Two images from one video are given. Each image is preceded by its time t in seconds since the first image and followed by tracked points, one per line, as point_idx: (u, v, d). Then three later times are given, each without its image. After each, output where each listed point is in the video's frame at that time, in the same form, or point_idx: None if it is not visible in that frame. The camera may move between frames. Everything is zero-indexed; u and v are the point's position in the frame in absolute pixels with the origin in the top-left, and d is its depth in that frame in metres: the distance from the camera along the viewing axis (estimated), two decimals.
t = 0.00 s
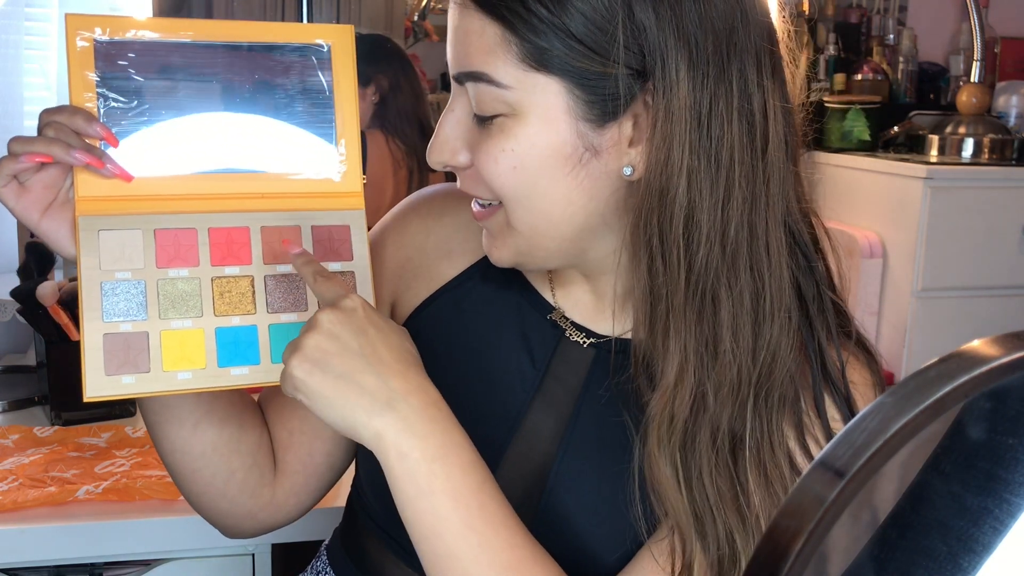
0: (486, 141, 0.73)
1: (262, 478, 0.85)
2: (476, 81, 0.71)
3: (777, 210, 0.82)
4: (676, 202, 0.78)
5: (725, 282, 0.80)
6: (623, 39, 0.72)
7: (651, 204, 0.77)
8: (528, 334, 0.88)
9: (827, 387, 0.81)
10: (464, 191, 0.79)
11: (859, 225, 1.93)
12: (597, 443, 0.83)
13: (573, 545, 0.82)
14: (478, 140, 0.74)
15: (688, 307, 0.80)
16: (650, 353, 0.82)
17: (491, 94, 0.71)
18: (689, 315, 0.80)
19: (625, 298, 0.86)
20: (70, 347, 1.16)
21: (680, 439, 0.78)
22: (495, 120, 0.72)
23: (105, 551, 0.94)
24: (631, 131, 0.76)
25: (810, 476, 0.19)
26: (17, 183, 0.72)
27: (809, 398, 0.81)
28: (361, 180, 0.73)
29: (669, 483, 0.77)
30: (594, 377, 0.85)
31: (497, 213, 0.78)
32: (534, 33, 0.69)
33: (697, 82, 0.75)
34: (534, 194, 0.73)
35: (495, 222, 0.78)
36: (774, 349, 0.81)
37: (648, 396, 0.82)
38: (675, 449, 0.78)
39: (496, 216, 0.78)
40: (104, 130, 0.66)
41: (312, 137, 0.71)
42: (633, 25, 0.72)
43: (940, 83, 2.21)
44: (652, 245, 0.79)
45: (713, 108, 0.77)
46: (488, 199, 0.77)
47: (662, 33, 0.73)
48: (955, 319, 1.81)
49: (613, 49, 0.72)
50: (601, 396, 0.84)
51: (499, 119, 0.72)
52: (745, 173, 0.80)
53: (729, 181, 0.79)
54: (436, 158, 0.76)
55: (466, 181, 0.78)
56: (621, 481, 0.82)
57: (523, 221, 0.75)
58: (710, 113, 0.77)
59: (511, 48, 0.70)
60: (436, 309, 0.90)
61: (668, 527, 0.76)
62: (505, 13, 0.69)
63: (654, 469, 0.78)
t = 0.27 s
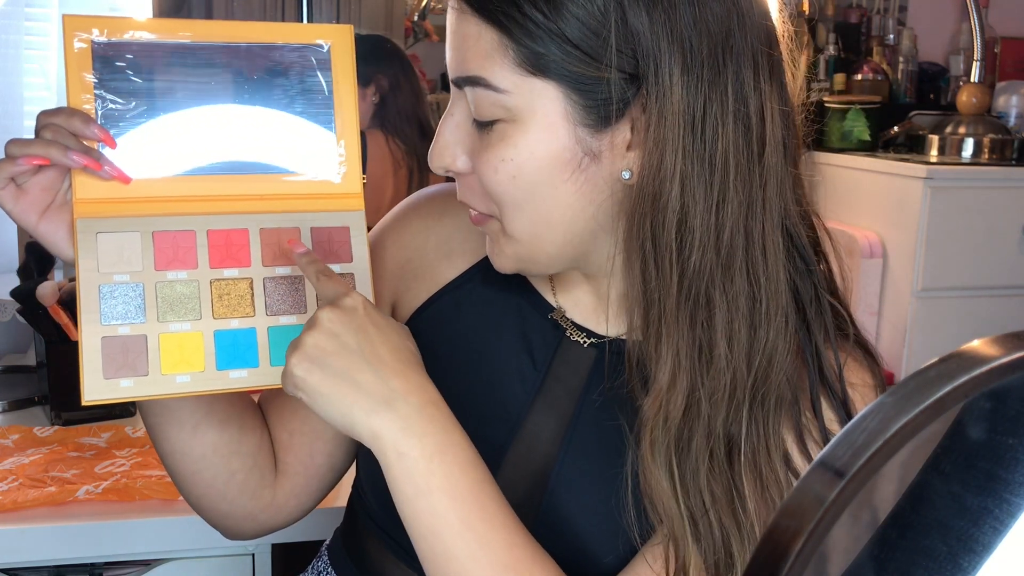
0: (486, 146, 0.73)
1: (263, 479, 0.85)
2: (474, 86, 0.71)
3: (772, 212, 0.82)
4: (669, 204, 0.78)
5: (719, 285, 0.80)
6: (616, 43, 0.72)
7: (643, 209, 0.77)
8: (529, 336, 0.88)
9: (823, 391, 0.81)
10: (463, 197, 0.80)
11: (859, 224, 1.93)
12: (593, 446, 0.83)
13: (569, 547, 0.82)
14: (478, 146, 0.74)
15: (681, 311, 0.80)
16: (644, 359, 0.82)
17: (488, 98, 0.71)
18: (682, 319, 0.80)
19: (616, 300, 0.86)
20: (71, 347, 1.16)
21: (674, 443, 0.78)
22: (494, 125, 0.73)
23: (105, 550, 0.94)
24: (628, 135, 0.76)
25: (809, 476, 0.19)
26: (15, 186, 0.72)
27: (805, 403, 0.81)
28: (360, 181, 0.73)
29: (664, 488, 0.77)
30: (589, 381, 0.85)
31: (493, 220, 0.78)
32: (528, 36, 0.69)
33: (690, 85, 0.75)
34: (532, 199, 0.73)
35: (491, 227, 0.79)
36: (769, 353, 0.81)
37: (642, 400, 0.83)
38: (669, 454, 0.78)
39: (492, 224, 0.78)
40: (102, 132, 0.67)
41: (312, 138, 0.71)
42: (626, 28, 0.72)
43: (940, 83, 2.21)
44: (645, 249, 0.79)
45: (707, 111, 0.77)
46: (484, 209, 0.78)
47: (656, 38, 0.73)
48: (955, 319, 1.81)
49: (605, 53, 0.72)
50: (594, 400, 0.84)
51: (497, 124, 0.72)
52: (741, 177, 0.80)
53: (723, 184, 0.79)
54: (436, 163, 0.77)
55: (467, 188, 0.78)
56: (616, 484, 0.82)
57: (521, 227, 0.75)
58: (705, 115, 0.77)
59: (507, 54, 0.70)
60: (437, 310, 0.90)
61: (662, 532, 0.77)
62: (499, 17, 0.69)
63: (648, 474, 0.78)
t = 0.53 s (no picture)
0: (491, 132, 0.72)
1: (261, 481, 0.85)
2: (483, 67, 0.71)
3: (782, 215, 0.83)
4: (682, 204, 0.79)
5: (731, 284, 0.81)
6: (635, 34, 0.72)
7: (659, 208, 0.78)
8: (527, 340, 0.88)
9: (822, 396, 0.81)
10: (461, 182, 0.79)
11: (859, 224, 1.93)
12: (600, 445, 0.83)
13: (570, 544, 0.82)
14: (480, 131, 0.74)
15: (694, 309, 0.81)
16: (655, 356, 0.82)
17: (498, 83, 0.71)
18: (695, 315, 0.81)
19: (626, 298, 0.86)
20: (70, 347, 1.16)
21: (686, 441, 0.79)
22: (500, 110, 0.72)
23: (105, 551, 0.94)
24: (637, 130, 0.76)
25: (809, 476, 0.19)
26: (9, 194, 0.72)
27: (805, 405, 0.81)
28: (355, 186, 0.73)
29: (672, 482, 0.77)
30: (597, 378, 0.85)
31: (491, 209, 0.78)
32: (545, 23, 0.69)
33: (706, 78, 0.75)
34: (536, 188, 0.73)
35: (490, 216, 0.78)
36: (778, 353, 0.81)
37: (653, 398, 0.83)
38: (680, 452, 0.78)
39: (489, 213, 0.78)
40: (94, 138, 0.66)
41: (307, 142, 0.71)
42: (644, 18, 0.71)
43: (940, 83, 2.21)
44: (656, 245, 0.79)
45: (722, 109, 0.77)
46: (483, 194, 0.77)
47: (673, 29, 0.73)
48: (956, 319, 1.81)
49: (622, 43, 0.72)
50: (603, 397, 0.85)
51: (504, 109, 0.72)
52: (751, 177, 0.80)
53: (736, 184, 0.80)
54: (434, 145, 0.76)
55: (464, 173, 0.77)
56: (621, 482, 0.83)
57: (523, 216, 0.74)
58: (719, 114, 0.77)
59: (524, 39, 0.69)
60: (435, 312, 0.90)
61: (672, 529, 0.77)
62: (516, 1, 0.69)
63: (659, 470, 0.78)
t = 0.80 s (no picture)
0: (499, 128, 0.72)
1: (258, 481, 0.85)
2: (493, 62, 0.70)
3: (789, 216, 0.83)
4: (692, 202, 0.79)
5: (738, 283, 0.81)
6: (647, 32, 0.72)
7: (669, 207, 0.78)
8: (523, 339, 0.88)
9: (818, 395, 0.81)
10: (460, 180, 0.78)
11: (859, 225, 1.93)
12: (598, 443, 0.84)
13: (568, 540, 0.82)
14: (487, 127, 0.73)
15: (701, 308, 0.81)
16: (658, 355, 0.82)
17: (508, 78, 0.70)
18: (702, 313, 0.81)
19: (632, 295, 0.86)
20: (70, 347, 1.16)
21: (690, 440, 0.79)
22: (507, 106, 0.72)
23: (104, 550, 0.94)
24: (646, 127, 0.76)
25: (809, 476, 0.19)
26: (6, 193, 0.72)
27: (801, 404, 0.81)
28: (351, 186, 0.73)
29: (672, 480, 0.77)
30: (599, 375, 0.85)
31: (491, 203, 0.77)
32: (558, 19, 0.69)
33: (718, 76, 0.76)
34: (541, 184, 0.73)
35: (490, 211, 0.77)
36: (782, 354, 0.81)
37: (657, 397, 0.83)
38: (682, 450, 0.78)
39: (489, 206, 0.77)
40: (91, 138, 0.66)
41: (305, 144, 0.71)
42: (658, 16, 0.72)
43: (940, 83, 2.21)
44: (665, 242, 0.79)
45: (732, 107, 0.77)
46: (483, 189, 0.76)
47: (685, 26, 0.73)
48: (956, 319, 1.81)
49: (635, 41, 0.72)
50: (607, 395, 0.85)
51: (512, 105, 0.71)
52: (759, 177, 0.81)
53: (745, 184, 0.80)
54: (437, 142, 0.75)
55: (464, 170, 0.76)
56: (622, 478, 0.83)
57: (523, 212, 0.74)
58: (729, 113, 0.77)
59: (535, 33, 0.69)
60: (431, 313, 0.90)
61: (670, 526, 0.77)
62: None
63: (658, 469, 0.78)
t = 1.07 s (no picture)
0: (501, 130, 0.72)
1: (257, 482, 0.85)
2: (495, 64, 0.70)
3: (791, 215, 0.83)
4: (696, 201, 0.79)
5: (741, 282, 0.81)
6: (650, 32, 0.72)
7: (674, 207, 0.78)
8: (522, 339, 0.88)
9: (816, 394, 0.82)
10: (456, 183, 0.78)
11: (859, 225, 1.93)
12: (598, 443, 0.84)
13: (569, 537, 0.82)
14: (489, 130, 0.73)
15: (705, 307, 0.81)
16: (660, 354, 0.82)
17: (511, 80, 0.70)
18: (706, 312, 0.81)
19: (634, 294, 0.87)
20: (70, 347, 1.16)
21: (694, 441, 0.79)
22: (510, 107, 0.71)
23: (104, 550, 0.94)
24: (650, 126, 0.76)
25: (810, 476, 0.19)
26: (4, 196, 0.72)
27: (801, 404, 0.82)
28: (349, 187, 0.73)
29: (676, 479, 0.77)
30: (600, 374, 0.86)
31: (489, 206, 0.76)
32: (563, 19, 0.69)
33: (721, 76, 0.76)
34: (544, 186, 0.72)
35: (489, 213, 0.77)
36: (785, 354, 0.81)
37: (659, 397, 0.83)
38: (686, 450, 0.78)
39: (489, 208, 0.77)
40: (89, 141, 0.66)
41: (302, 146, 0.71)
42: (661, 16, 0.72)
43: (940, 83, 2.21)
44: (669, 241, 0.80)
45: (735, 107, 0.78)
46: (477, 193, 0.77)
47: (688, 25, 0.73)
48: (956, 319, 1.81)
49: (639, 41, 0.72)
50: (609, 393, 0.85)
51: (514, 107, 0.71)
52: (762, 176, 0.81)
53: (748, 183, 0.80)
54: (438, 145, 0.75)
55: (463, 173, 0.76)
56: (624, 475, 0.83)
57: (526, 214, 0.74)
58: (732, 113, 0.78)
59: (536, 34, 0.69)
60: (429, 313, 0.90)
61: (671, 526, 0.77)
62: None
63: (660, 467, 0.78)
